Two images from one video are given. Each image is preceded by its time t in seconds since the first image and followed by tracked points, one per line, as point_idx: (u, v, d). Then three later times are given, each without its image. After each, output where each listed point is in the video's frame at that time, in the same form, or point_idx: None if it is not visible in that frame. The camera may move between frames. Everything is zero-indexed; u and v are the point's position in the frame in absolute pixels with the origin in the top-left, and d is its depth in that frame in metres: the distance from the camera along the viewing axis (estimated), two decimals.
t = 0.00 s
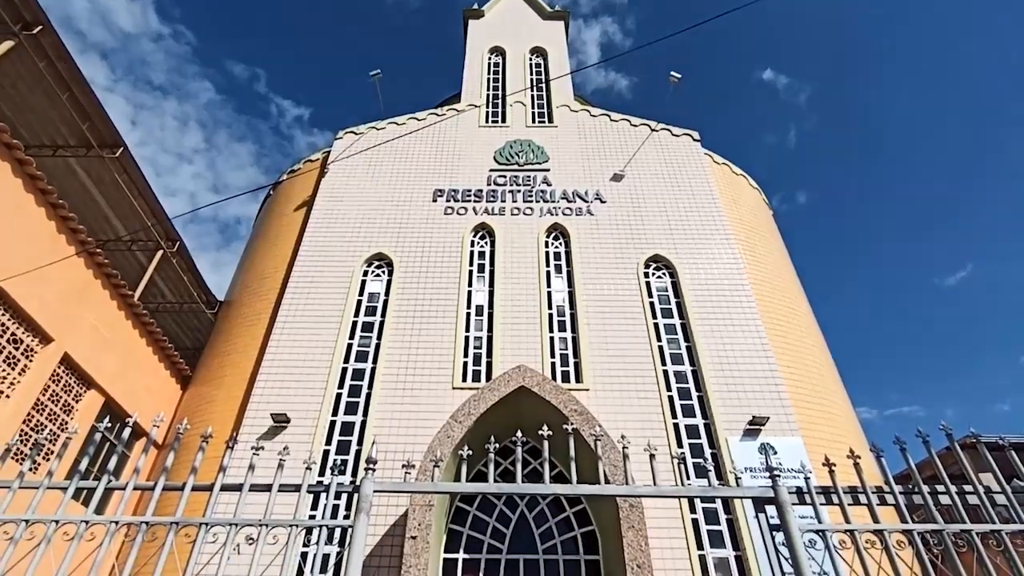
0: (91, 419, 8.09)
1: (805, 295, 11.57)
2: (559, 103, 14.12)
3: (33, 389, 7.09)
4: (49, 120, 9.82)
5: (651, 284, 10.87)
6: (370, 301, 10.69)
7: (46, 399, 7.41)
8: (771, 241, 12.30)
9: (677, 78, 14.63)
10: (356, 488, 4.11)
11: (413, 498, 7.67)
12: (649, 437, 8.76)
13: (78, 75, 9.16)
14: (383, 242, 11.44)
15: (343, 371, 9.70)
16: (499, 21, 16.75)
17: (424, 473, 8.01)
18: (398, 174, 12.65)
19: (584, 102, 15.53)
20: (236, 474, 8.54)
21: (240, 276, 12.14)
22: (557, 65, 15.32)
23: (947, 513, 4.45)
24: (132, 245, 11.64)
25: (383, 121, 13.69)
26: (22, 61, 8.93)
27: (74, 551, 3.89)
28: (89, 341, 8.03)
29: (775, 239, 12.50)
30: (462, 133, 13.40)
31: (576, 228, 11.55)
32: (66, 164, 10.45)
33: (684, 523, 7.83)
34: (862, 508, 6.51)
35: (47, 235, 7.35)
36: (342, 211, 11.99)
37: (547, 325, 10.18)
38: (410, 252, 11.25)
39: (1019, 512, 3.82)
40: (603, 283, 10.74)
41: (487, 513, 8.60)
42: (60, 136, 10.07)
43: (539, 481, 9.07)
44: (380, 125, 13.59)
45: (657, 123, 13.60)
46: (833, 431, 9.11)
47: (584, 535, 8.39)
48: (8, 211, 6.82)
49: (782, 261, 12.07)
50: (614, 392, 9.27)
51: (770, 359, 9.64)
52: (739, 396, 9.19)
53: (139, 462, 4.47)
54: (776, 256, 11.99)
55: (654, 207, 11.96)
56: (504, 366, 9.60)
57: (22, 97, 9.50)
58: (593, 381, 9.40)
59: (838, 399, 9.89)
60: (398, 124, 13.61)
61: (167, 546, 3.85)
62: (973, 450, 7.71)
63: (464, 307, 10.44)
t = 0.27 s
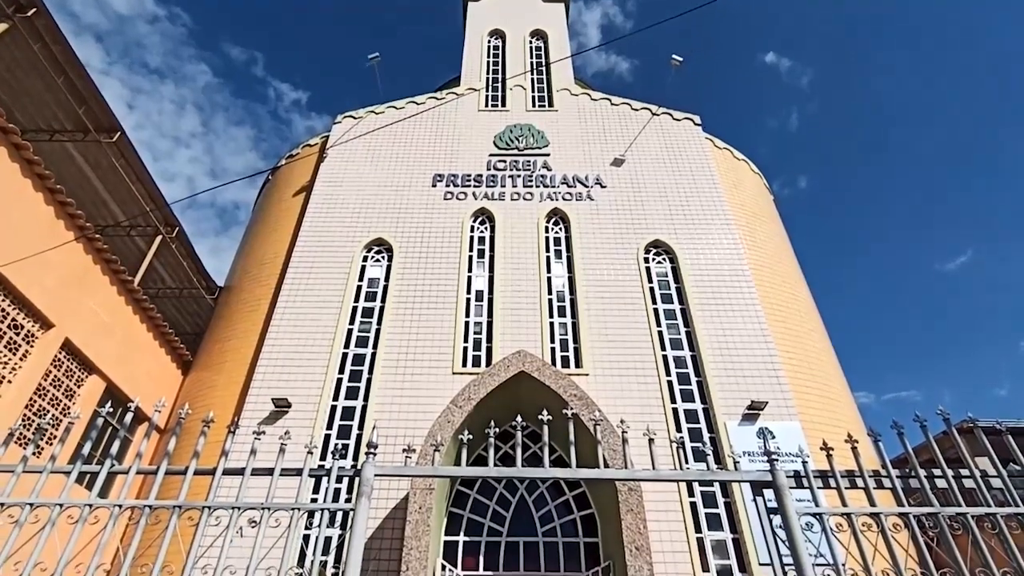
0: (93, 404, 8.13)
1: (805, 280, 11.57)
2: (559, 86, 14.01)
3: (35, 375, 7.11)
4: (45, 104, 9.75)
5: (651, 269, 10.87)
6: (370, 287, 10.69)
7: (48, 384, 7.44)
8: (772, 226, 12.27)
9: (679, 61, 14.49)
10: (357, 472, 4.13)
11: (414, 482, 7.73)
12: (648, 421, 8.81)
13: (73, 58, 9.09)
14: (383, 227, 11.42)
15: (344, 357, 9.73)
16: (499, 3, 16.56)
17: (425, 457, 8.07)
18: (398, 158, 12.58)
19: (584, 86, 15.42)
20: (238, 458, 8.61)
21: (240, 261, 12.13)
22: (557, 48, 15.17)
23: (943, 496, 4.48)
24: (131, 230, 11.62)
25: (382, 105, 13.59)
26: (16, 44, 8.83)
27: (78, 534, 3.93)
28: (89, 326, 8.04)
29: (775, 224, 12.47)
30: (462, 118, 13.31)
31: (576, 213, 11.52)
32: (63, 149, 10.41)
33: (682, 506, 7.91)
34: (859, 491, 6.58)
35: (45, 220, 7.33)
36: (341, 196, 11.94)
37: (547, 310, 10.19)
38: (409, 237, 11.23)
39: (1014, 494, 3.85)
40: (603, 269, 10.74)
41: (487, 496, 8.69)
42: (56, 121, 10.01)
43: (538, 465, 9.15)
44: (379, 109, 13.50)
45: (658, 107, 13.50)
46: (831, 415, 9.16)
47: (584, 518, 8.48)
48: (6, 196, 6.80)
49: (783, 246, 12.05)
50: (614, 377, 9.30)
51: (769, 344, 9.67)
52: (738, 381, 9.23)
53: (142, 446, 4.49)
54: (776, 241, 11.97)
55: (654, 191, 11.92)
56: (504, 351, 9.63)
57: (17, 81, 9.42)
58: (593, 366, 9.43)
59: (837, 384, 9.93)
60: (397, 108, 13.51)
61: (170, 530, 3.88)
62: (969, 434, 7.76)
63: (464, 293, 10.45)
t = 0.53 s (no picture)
0: (94, 389, 8.16)
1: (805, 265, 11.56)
2: (560, 69, 13.88)
3: (36, 360, 7.13)
4: (40, 88, 9.66)
5: (651, 253, 10.85)
6: (370, 272, 10.68)
7: (50, 369, 7.47)
8: (773, 211, 12.22)
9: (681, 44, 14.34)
10: (358, 457, 4.15)
11: (414, 466, 7.79)
12: (648, 406, 8.85)
13: (68, 42, 9.00)
14: (382, 212, 11.38)
15: (344, 342, 9.75)
16: None
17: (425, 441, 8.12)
18: (397, 142, 12.50)
19: (585, 69, 15.26)
20: (240, 442, 8.66)
21: (239, 246, 12.10)
22: (558, 30, 15.00)
23: (940, 480, 4.51)
24: (130, 216, 11.58)
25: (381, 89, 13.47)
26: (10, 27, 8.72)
27: (81, 518, 3.96)
28: (89, 311, 8.05)
29: (776, 209, 12.42)
30: (461, 101, 13.20)
31: (576, 198, 11.47)
32: (60, 133, 10.34)
33: (681, 489, 7.97)
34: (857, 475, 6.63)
35: (43, 205, 7.29)
36: (340, 180, 11.89)
37: (547, 295, 10.19)
38: (409, 222, 11.19)
39: (1011, 478, 3.87)
40: (603, 254, 10.72)
41: (487, 480, 8.76)
42: (53, 105, 9.93)
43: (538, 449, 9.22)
44: (378, 92, 13.38)
45: (660, 90, 13.39)
46: (829, 399, 9.20)
47: (583, 501, 8.56)
48: (4, 181, 6.75)
49: (783, 230, 12.01)
50: (614, 362, 9.33)
51: (769, 329, 9.68)
52: (737, 366, 9.26)
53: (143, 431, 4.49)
54: (777, 226, 11.93)
55: (655, 176, 11.85)
56: (504, 336, 9.64)
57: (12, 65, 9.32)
58: (592, 351, 9.46)
59: (836, 368, 9.96)
60: (396, 91, 13.39)
61: (173, 513, 3.91)
62: (967, 418, 7.80)
63: (464, 278, 10.44)
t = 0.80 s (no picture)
0: (96, 371, 8.19)
1: (806, 247, 11.53)
2: (560, 49, 13.71)
3: (37, 343, 7.15)
4: (35, 69, 9.57)
5: (651, 236, 10.82)
6: (370, 255, 10.66)
7: (51, 352, 7.49)
8: (774, 193, 12.16)
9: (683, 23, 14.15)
10: (359, 438, 4.16)
11: (415, 447, 7.85)
12: (647, 388, 8.89)
13: (62, 22, 8.90)
14: (382, 194, 11.32)
15: (345, 324, 9.77)
16: None
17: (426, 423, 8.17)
18: (396, 124, 12.40)
19: (586, 49, 15.08)
20: (241, 424, 8.71)
21: (238, 229, 12.06)
22: (558, 10, 14.79)
23: (936, 461, 4.55)
24: (128, 198, 11.52)
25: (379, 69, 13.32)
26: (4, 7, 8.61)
27: (85, 499, 3.99)
28: (89, 294, 8.05)
29: (777, 191, 12.35)
30: (461, 82, 13.07)
31: (576, 180, 11.40)
32: (56, 115, 10.25)
33: (679, 470, 8.04)
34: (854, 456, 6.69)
35: (41, 188, 7.25)
36: (339, 162, 11.80)
37: (547, 278, 10.18)
38: (409, 205, 11.14)
39: (1008, 459, 3.89)
40: (603, 236, 10.68)
41: (487, 461, 8.83)
42: (48, 86, 9.85)
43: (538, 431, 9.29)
44: (377, 73, 13.23)
45: (661, 71, 13.24)
46: (828, 381, 9.24)
47: (582, 482, 8.62)
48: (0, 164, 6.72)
49: (784, 213, 11.96)
50: (613, 345, 9.35)
51: (769, 311, 9.69)
52: (736, 348, 9.28)
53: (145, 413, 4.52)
54: (778, 208, 11.88)
55: (656, 158, 11.78)
56: (504, 319, 9.65)
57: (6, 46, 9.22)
58: (592, 334, 9.48)
59: (835, 350, 9.98)
60: (395, 72, 13.25)
61: (176, 494, 3.93)
62: (964, 400, 7.84)
63: (464, 261, 10.42)
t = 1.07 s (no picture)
0: (98, 350, 8.21)
1: (807, 226, 11.47)
2: (561, 24, 13.49)
3: (38, 322, 7.15)
4: (28, 45, 9.42)
5: (652, 214, 10.77)
6: (369, 233, 10.62)
7: (52, 331, 7.50)
8: (776, 171, 12.06)
9: None
10: (360, 416, 4.18)
11: (416, 425, 7.92)
12: (646, 366, 8.93)
13: None
14: (380, 172, 11.23)
15: (345, 303, 9.78)
16: None
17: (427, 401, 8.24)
18: (395, 101, 12.26)
19: (587, 23, 14.84)
20: (243, 403, 8.77)
21: (236, 207, 11.99)
22: None
23: (932, 439, 4.57)
24: (125, 176, 11.43)
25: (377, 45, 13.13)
26: None
27: (90, 477, 4.02)
28: (89, 273, 8.03)
29: (779, 168, 12.26)
30: (460, 58, 12.89)
31: (577, 157, 11.32)
32: (51, 92, 10.12)
33: (677, 447, 8.12)
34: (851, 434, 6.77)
35: (37, 166, 7.18)
36: (337, 140, 11.70)
37: (547, 256, 10.16)
38: (408, 183, 11.07)
39: (1004, 436, 3.91)
40: (604, 214, 10.64)
41: (487, 438, 8.91)
42: (42, 62, 9.71)
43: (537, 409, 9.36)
44: (374, 48, 13.04)
45: (664, 46, 13.05)
46: (827, 360, 9.27)
47: (581, 459, 8.71)
48: None
49: (786, 191, 11.88)
50: (613, 324, 9.36)
51: (768, 289, 9.69)
52: (736, 327, 9.30)
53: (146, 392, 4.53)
54: (780, 186, 11.79)
55: (657, 135, 11.67)
56: (504, 298, 9.66)
57: None
58: (592, 312, 9.49)
59: (835, 329, 9.99)
60: (393, 47, 13.05)
61: (180, 472, 3.97)
62: (962, 378, 7.87)
63: (464, 239, 10.39)
